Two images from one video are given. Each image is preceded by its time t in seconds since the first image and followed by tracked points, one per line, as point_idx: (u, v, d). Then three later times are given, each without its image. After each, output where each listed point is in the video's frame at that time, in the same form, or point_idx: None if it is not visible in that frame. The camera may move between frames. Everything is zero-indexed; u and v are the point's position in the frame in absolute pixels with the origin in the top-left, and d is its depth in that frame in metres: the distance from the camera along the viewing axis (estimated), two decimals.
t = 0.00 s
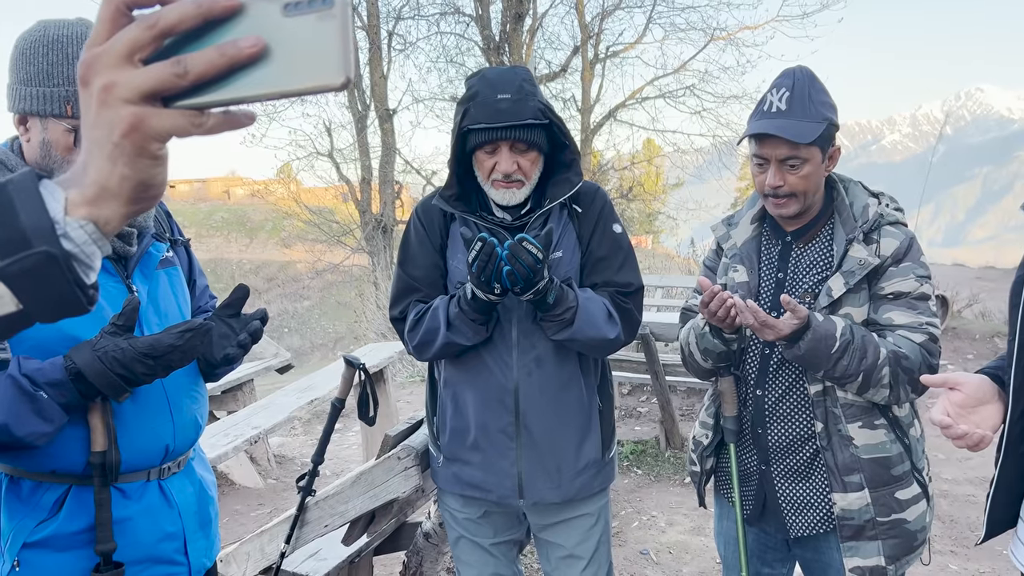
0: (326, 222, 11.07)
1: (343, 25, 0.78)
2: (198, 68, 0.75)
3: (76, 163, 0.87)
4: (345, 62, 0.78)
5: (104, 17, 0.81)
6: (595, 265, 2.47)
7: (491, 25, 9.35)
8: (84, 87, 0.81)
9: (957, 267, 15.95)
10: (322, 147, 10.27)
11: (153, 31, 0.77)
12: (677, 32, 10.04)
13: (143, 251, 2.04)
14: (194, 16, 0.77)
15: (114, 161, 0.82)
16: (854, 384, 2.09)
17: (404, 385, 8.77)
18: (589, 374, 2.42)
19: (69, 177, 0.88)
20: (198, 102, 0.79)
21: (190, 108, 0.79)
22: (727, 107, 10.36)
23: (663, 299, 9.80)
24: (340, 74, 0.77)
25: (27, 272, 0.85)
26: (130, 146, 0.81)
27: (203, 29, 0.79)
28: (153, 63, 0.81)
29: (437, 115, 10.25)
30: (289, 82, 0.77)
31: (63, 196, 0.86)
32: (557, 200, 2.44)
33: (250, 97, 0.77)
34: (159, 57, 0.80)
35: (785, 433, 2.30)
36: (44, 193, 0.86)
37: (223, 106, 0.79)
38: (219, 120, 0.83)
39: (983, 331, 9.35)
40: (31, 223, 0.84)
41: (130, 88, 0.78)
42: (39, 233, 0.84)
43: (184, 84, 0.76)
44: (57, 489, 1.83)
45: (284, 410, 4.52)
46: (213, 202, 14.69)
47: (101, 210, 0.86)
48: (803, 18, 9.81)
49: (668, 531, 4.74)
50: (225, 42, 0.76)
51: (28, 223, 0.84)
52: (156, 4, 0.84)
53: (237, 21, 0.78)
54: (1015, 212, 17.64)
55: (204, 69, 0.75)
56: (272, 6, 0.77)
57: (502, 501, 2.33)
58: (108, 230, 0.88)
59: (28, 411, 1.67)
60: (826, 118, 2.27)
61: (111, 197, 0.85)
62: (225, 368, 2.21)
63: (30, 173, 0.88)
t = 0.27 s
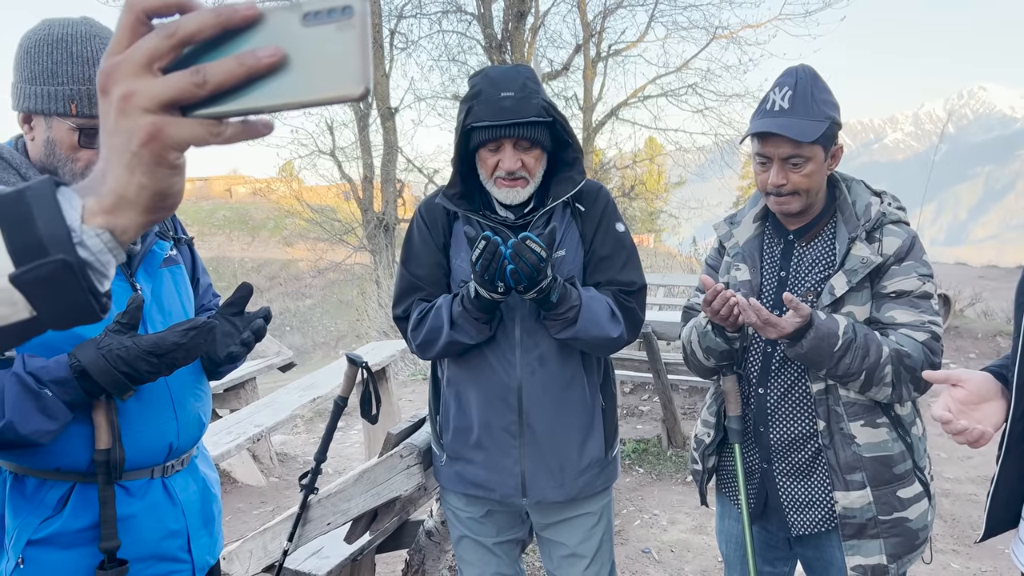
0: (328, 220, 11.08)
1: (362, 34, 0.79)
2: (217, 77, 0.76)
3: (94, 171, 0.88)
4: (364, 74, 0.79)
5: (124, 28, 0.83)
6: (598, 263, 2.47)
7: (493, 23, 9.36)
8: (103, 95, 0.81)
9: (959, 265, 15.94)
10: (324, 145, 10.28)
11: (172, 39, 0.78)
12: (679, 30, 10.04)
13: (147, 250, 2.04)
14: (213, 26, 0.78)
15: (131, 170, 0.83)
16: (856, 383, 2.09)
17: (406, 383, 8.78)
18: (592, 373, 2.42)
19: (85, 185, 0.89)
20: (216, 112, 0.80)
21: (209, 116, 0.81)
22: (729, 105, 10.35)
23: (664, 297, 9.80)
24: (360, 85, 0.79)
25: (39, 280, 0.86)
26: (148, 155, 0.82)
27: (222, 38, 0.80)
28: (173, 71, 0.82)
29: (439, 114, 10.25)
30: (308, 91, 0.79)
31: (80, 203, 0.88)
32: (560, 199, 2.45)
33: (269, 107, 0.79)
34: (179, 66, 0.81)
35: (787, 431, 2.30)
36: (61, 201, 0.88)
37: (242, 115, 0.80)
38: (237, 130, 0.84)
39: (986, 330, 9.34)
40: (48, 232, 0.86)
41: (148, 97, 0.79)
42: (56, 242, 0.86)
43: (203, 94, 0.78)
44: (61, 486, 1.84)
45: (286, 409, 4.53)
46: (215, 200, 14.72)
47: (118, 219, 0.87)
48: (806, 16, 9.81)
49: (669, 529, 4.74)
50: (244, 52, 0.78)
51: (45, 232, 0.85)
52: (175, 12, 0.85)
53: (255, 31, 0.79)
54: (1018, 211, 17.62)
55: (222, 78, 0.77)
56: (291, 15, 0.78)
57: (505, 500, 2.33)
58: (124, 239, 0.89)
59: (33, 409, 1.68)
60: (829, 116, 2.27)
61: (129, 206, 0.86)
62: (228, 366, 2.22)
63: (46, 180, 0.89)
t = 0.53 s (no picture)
0: (330, 220, 11.09)
1: (372, 46, 0.85)
2: (233, 89, 0.79)
3: (113, 179, 0.90)
4: (374, 83, 0.85)
5: (141, 43, 0.84)
6: (599, 263, 2.48)
7: (495, 23, 9.37)
8: (124, 108, 0.84)
9: (961, 265, 15.92)
10: (326, 145, 10.29)
11: (188, 52, 0.81)
12: (680, 30, 10.04)
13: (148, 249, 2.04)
14: (227, 39, 0.81)
15: (151, 179, 0.86)
16: (857, 382, 2.09)
17: (407, 383, 8.79)
18: (593, 373, 2.43)
19: (105, 193, 0.91)
20: (231, 122, 0.83)
21: (225, 127, 0.83)
22: (731, 105, 10.35)
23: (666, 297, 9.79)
24: (370, 94, 0.84)
25: (63, 285, 0.88)
26: (167, 165, 0.85)
27: (236, 51, 0.83)
28: (188, 84, 0.84)
29: (440, 113, 10.25)
30: (321, 99, 0.83)
31: (100, 211, 0.90)
32: (561, 199, 2.45)
33: (282, 116, 0.82)
34: (194, 79, 0.84)
35: (788, 431, 2.30)
36: (82, 210, 0.89)
37: (255, 124, 0.83)
38: (252, 139, 0.87)
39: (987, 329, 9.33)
40: (70, 239, 0.87)
41: (168, 110, 0.82)
42: (77, 249, 0.88)
43: (220, 105, 0.80)
44: (64, 485, 1.85)
45: (288, 408, 4.54)
46: (217, 200, 14.73)
47: (136, 226, 0.89)
48: (807, 16, 9.81)
49: (671, 529, 4.74)
50: (259, 64, 0.81)
51: (67, 238, 0.87)
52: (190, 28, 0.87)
53: (268, 42, 0.83)
54: (1020, 211, 17.60)
55: (239, 91, 0.80)
56: (302, 27, 0.83)
57: (507, 500, 2.34)
58: (142, 246, 0.91)
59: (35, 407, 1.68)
60: (830, 117, 2.27)
61: (148, 214, 0.89)
62: (230, 365, 2.22)
63: (66, 189, 0.91)
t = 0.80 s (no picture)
0: (330, 220, 11.11)
1: (365, 46, 0.85)
2: (235, 91, 0.80)
3: (117, 177, 0.91)
4: (368, 82, 0.85)
5: (143, 46, 0.85)
6: (600, 263, 2.48)
7: (496, 24, 9.38)
8: (129, 109, 0.85)
9: (962, 265, 15.92)
10: (327, 145, 10.31)
11: (190, 55, 0.81)
12: (681, 30, 10.05)
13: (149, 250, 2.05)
14: (229, 42, 0.82)
15: (157, 177, 0.87)
16: (857, 383, 2.09)
17: (408, 383, 8.79)
18: (594, 372, 2.43)
19: (110, 191, 0.92)
20: (233, 122, 0.83)
21: (226, 126, 0.84)
22: (732, 105, 10.35)
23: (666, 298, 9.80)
24: (364, 93, 0.84)
25: (75, 278, 0.89)
26: (172, 163, 0.86)
27: (236, 53, 0.84)
28: (190, 86, 0.85)
29: (441, 114, 10.26)
30: (318, 99, 0.83)
31: (106, 208, 0.91)
32: (561, 199, 2.46)
33: (280, 115, 0.83)
34: (196, 81, 0.85)
35: (787, 432, 2.30)
36: (90, 207, 0.91)
37: (257, 123, 0.84)
38: (252, 137, 0.87)
39: (988, 330, 9.33)
40: (78, 235, 0.89)
41: (172, 110, 0.83)
42: (86, 244, 0.89)
43: (221, 106, 0.81)
44: (64, 485, 1.85)
45: (289, 408, 4.55)
46: (217, 201, 14.74)
47: (142, 223, 0.91)
48: (808, 17, 9.82)
49: (671, 529, 4.74)
50: (258, 66, 0.82)
51: (77, 235, 0.89)
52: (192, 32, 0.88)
53: (266, 46, 0.84)
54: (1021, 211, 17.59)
55: (240, 91, 0.80)
56: (299, 31, 0.83)
57: (507, 499, 2.34)
58: (147, 242, 0.93)
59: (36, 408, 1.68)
60: (830, 118, 2.28)
61: (153, 211, 0.90)
62: (230, 366, 2.23)
63: (74, 188, 0.93)
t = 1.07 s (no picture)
0: (331, 221, 11.12)
1: (357, 54, 0.88)
2: (231, 96, 0.82)
3: (115, 181, 0.93)
4: (360, 89, 0.88)
5: (143, 55, 0.87)
6: (599, 263, 2.48)
7: (496, 25, 9.39)
8: (127, 114, 0.87)
9: (962, 266, 15.93)
10: (327, 146, 10.31)
11: (188, 62, 0.84)
12: (681, 31, 10.06)
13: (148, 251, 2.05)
14: (226, 49, 0.84)
15: (154, 180, 0.89)
16: (855, 384, 2.10)
17: (407, 384, 8.80)
18: (593, 371, 2.44)
19: (108, 194, 0.94)
20: (228, 127, 0.85)
21: (222, 131, 0.86)
22: (732, 106, 10.35)
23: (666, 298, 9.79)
24: (356, 99, 0.88)
25: (75, 279, 0.90)
26: (169, 167, 0.88)
27: (233, 60, 0.86)
28: (188, 92, 0.87)
29: (441, 115, 10.27)
30: (311, 105, 0.86)
31: (104, 210, 0.92)
32: (561, 199, 2.46)
33: (275, 121, 0.85)
34: (193, 86, 0.87)
35: (786, 432, 2.30)
36: (88, 209, 0.92)
37: (251, 128, 0.86)
38: (247, 142, 0.88)
39: (987, 330, 9.33)
40: (77, 236, 0.90)
41: (170, 116, 0.85)
42: (86, 246, 0.90)
43: (218, 111, 0.84)
44: (64, 486, 1.85)
45: (288, 409, 4.55)
46: (218, 201, 14.75)
47: (139, 225, 0.92)
48: (808, 17, 9.83)
49: (671, 530, 4.74)
50: (254, 73, 0.85)
51: (76, 236, 0.90)
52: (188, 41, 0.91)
53: (260, 54, 0.86)
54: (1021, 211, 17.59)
55: (236, 98, 0.83)
56: (293, 39, 0.86)
57: (507, 498, 2.34)
58: (144, 244, 0.94)
59: (35, 409, 1.68)
60: (829, 120, 2.28)
61: (150, 213, 0.91)
62: (229, 367, 2.23)
63: (73, 191, 0.94)
